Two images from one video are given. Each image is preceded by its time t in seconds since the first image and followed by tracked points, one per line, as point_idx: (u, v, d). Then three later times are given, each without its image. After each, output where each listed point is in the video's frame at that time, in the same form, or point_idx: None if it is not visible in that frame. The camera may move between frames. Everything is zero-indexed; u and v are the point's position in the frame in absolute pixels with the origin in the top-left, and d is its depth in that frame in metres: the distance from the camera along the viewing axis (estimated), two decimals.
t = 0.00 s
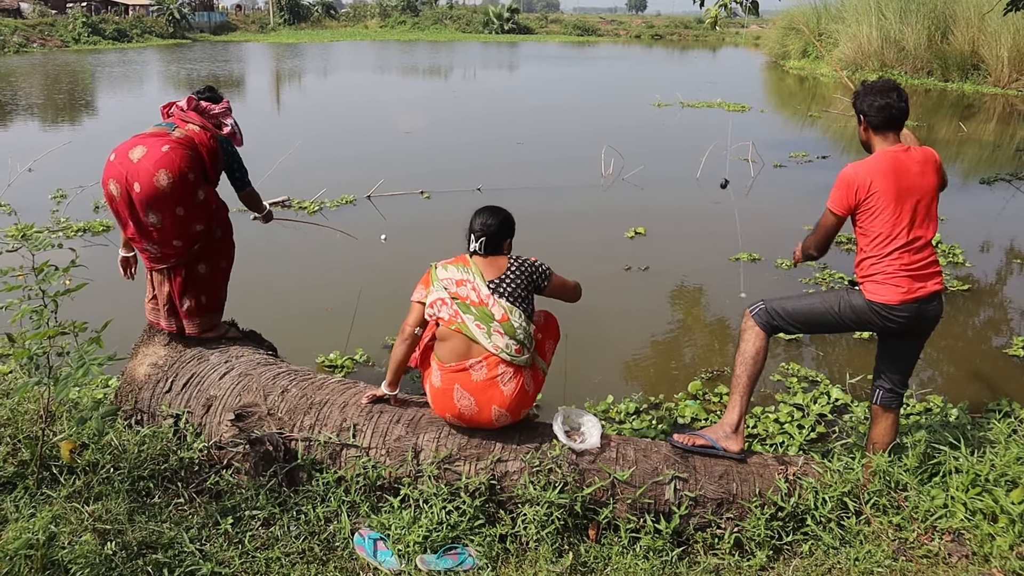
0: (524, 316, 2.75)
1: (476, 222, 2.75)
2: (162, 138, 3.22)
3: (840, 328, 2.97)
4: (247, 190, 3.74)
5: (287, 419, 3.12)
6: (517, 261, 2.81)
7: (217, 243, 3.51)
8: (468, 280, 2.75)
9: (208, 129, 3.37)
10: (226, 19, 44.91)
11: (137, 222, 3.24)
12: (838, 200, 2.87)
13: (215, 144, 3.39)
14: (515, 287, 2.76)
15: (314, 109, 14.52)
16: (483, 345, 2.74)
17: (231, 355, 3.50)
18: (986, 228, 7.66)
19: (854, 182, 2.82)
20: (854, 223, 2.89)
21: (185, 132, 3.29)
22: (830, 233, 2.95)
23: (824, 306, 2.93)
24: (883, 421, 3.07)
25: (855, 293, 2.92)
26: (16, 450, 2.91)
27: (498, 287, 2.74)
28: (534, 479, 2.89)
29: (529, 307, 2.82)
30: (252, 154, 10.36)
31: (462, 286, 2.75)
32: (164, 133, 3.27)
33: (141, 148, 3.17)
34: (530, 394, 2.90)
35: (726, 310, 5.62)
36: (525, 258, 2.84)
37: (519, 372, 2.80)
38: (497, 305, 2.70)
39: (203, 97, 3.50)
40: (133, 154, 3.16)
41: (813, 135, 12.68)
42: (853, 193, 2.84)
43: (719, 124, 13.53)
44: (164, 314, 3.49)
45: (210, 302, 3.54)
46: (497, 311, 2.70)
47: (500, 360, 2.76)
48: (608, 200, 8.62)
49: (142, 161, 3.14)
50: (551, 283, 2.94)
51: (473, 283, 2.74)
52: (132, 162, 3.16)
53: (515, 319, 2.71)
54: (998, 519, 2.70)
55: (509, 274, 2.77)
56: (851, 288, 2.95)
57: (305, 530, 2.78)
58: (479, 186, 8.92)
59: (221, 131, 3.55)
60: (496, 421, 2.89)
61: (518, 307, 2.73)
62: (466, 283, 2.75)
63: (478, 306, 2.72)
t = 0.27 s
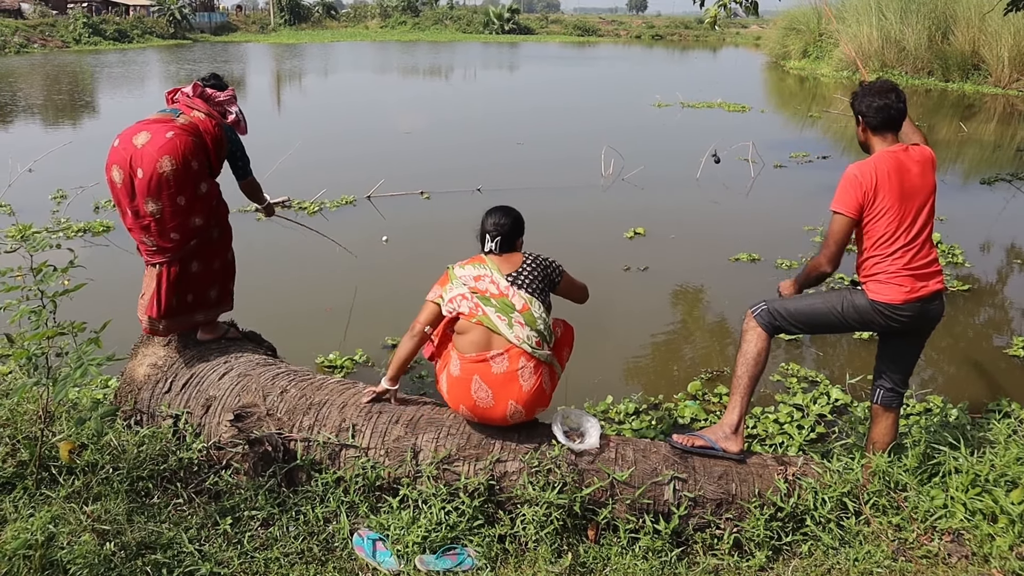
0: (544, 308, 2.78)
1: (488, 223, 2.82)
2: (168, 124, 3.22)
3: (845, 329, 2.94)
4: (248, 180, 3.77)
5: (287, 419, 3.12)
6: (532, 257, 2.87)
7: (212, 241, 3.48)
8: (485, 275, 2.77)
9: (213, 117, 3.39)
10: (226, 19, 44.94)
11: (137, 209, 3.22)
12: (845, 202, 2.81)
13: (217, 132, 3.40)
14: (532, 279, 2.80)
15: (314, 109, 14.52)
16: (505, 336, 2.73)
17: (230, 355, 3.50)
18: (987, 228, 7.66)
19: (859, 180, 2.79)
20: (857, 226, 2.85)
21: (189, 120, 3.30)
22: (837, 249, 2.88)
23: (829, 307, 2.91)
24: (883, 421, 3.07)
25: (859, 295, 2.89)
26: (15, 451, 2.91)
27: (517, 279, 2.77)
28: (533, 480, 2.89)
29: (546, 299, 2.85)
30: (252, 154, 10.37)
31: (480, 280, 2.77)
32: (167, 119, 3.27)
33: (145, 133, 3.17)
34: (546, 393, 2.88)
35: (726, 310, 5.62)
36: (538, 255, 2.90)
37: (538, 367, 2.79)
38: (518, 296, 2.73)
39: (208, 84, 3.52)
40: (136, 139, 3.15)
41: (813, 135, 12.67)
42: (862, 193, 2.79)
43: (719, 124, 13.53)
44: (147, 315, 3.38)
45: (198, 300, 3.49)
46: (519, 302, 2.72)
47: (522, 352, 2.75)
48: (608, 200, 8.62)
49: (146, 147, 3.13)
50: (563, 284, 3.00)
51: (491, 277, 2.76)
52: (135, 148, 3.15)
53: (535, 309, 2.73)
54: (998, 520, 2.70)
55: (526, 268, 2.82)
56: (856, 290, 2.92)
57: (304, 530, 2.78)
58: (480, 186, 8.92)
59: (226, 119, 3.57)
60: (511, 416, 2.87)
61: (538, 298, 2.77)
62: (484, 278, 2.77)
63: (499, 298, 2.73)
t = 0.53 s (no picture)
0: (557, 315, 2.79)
1: (515, 224, 2.79)
2: (172, 120, 3.22)
3: (849, 329, 2.92)
4: (251, 175, 3.83)
5: (287, 419, 3.12)
6: (555, 265, 2.86)
7: (213, 242, 3.48)
8: (506, 273, 2.76)
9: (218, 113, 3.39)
10: (227, 19, 44.94)
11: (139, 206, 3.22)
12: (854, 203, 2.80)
13: (220, 127, 3.40)
14: (552, 287, 2.80)
15: (314, 109, 14.52)
16: (515, 336, 2.73)
17: (230, 355, 3.50)
18: (987, 228, 7.65)
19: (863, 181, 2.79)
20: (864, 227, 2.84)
21: (192, 114, 3.30)
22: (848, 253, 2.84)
23: (833, 307, 2.89)
24: (883, 420, 3.07)
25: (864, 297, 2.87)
26: (15, 450, 2.91)
27: (536, 284, 2.77)
28: (533, 479, 2.89)
29: (561, 307, 2.86)
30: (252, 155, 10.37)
31: (500, 278, 2.76)
32: (170, 114, 3.27)
33: (149, 129, 3.17)
34: (548, 396, 2.89)
35: (726, 310, 5.62)
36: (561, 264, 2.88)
37: (544, 370, 2.79)
38: (535, 300, 2.73)
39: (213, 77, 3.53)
40: (140, 135, 3.15)
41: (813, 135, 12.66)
42: (869, 193, 2.79)
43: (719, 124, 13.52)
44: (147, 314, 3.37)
45: (197, 299, 3.48)
46: (535, 305, 2.72)
47: (530, 354, 2.75)
48: (608, 200, 8.61)
49: (149, 143, 3.14)
50: (580, 295, 2.99)
51: (511, 275, 2.75)
52: (139, 144, 3.15)
53: (550, 315, 2.74)
54: (998, 519, 2.69)
55: (547, 275, 2.81)
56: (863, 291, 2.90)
57: (303, 529, 2.78)
58: (480, 186, 8.92)
59: (230, 112, 3.61)
60: (512, 417, 2.87)
61: (553, 305, 2.78)
62: (505, 276, 2.76)
63: (515, 298, 2.73)
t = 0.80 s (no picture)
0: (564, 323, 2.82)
1: (536, 218, 2.79)
2: (176, 114, 3.22)
3: (855, 329, 2.91)
4: (254, 167, 3.84)
5: (287, 418, 3.12)
6: (570, 274, 2.86)
7: (216, 240, 3.48)
8: (521, 273, 2.75)
9: (221, 107, 3.39)
10: (227, 19, 44.92)
11: (145, 203, 3.22)
12: (859, 204, 2.79)
13: (223, 121, 3.40)
14: (563, 296, 2.80)
15: (315, 109, 14.51)
16: (519, 337, 2.75)
17: (231, 355, 3.50)
18: (988, 227, 7.64)
19: (867, 181, 2.79)
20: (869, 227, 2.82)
21: (195, 108, 3.30)
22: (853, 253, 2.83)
23: (840, 306, 2.87)
24: (886, 419, 3.07)
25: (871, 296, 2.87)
26: (16, 450, 2.91)
27: (547, 289, 2.76)
28: (533, 478, 2.89)
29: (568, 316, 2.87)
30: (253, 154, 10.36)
31: (514, 277, 2.75)
32: (174, 108, 3.26)
33: (154, 124, 3.17)
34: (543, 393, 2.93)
35: (727, 309, 5.61)
36: (576, 272, 2.89)
37: (543, 369, 2.83)
38: (544, 307, 2.73)
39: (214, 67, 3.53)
40: (146, 130, 3.15)
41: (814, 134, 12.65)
42: (872, 193, 2.78)
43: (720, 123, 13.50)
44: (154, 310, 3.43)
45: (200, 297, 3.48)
46: (542, 313, 2.72)
47: (531, 355, 2.78)
48: (609, 199, 8.61)
49: (154, 139, 3.14)
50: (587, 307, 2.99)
51: (526, 276, 2.74)
52: (144, 140, 3.15)
53: (556, 323, 2.75)
54: (998, 518, 2.69)
55: (560, 281, 2.81)
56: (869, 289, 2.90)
57: (304, 529, 2.78)
58: (481, 186, 8.91)
59: (232, 103, 3.58)
60: (507, 412, 2.92)
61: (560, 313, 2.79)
62: (519, 275, 2.75)
63: (525, 301, 2.72)
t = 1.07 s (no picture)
0: (554, 315, 2.81)
1: (505, 213, 2.74)
2: (173, 112, 3.23)
3: (862, 329, 2.90)
4: (250, 167, 3.82)
5: (290, 418, 3.12)
6: (552, 262, 2.84)
7: (216, 240, 3.49)
8: (503, 273, 2.74)
9: (216, 105, 3.39)
10: (229, 20, 44.98)
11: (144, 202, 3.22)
12: (863, 205, 2.76)
13: (219, 120, 3.41)
14: (549, 286, 2.79)
15: (317, 109, 14.51)
16: (512, 336, 2.75)
17: (233, 355, 3.50)
18: (990, 227, 7.63)
19: (869, 181, 2.78)
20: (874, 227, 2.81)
21: (191, 107, 3.30)
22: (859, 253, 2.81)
23: (847, 306, 2.86)
24: (888, 420, 3.06)
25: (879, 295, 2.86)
26: (19, 450, 2.91)
27: (532, 283, 2.76)
28: (536, 478, 2.88)
29: (557, 307, 2.87)
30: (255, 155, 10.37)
31: (497, 277, 2.75)
32: (170, 107, 3.26)
33: (152, 123, 3.17)
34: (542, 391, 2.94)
35: (729, 309, 5.61)
36: (558, 259, 2.88)
37: (540, 367, 2.84)
38: (532, 301, 2.73)
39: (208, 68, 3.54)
40: (144, 129, 3.15)
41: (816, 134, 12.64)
42: (876, 193, 2.77)
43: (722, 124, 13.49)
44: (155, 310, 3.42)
45: (201, 298, 3.49)
46: (531, 308, 2.72)
47: (527, 353, 2.78)
48: (611, 199, 8.60)
49: (153, 137, 3.14)
50: (576, 292, 2.99)
51: (508, 275, 2.74)
52: (142, 138, 3.15)
53: (546, 317, 2.75)
54: (1001, 518, 2.69)
55: (542, 272, 2.79)
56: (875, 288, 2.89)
57: (306, 529, 2.78)
58: (482, 186, 8.91)
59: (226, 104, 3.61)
60: (506, 412, 2.91)
61: (549, 306, 2.78)
62: (502, 275, 2.75)
63: (513, 299, 2.72)
